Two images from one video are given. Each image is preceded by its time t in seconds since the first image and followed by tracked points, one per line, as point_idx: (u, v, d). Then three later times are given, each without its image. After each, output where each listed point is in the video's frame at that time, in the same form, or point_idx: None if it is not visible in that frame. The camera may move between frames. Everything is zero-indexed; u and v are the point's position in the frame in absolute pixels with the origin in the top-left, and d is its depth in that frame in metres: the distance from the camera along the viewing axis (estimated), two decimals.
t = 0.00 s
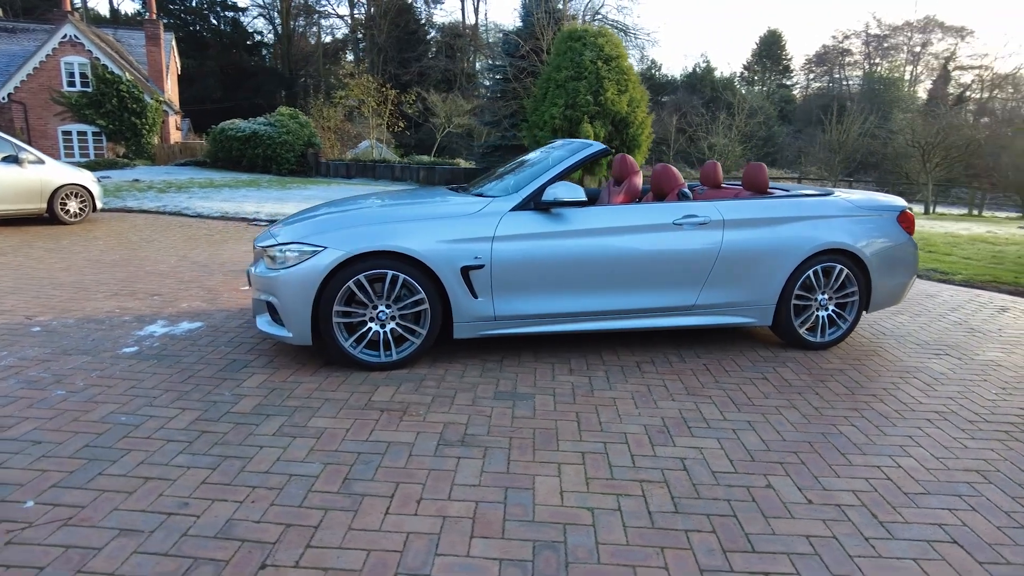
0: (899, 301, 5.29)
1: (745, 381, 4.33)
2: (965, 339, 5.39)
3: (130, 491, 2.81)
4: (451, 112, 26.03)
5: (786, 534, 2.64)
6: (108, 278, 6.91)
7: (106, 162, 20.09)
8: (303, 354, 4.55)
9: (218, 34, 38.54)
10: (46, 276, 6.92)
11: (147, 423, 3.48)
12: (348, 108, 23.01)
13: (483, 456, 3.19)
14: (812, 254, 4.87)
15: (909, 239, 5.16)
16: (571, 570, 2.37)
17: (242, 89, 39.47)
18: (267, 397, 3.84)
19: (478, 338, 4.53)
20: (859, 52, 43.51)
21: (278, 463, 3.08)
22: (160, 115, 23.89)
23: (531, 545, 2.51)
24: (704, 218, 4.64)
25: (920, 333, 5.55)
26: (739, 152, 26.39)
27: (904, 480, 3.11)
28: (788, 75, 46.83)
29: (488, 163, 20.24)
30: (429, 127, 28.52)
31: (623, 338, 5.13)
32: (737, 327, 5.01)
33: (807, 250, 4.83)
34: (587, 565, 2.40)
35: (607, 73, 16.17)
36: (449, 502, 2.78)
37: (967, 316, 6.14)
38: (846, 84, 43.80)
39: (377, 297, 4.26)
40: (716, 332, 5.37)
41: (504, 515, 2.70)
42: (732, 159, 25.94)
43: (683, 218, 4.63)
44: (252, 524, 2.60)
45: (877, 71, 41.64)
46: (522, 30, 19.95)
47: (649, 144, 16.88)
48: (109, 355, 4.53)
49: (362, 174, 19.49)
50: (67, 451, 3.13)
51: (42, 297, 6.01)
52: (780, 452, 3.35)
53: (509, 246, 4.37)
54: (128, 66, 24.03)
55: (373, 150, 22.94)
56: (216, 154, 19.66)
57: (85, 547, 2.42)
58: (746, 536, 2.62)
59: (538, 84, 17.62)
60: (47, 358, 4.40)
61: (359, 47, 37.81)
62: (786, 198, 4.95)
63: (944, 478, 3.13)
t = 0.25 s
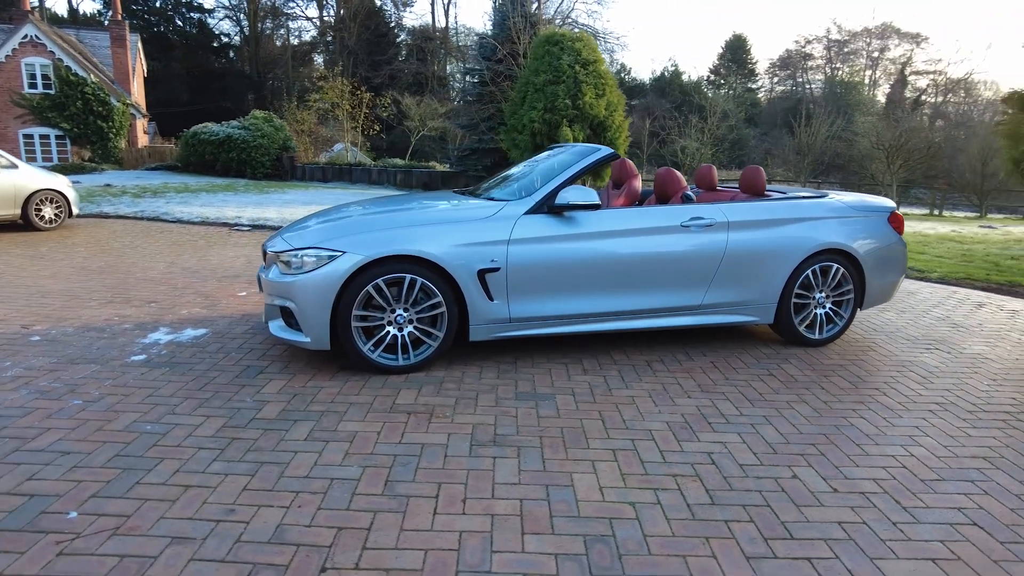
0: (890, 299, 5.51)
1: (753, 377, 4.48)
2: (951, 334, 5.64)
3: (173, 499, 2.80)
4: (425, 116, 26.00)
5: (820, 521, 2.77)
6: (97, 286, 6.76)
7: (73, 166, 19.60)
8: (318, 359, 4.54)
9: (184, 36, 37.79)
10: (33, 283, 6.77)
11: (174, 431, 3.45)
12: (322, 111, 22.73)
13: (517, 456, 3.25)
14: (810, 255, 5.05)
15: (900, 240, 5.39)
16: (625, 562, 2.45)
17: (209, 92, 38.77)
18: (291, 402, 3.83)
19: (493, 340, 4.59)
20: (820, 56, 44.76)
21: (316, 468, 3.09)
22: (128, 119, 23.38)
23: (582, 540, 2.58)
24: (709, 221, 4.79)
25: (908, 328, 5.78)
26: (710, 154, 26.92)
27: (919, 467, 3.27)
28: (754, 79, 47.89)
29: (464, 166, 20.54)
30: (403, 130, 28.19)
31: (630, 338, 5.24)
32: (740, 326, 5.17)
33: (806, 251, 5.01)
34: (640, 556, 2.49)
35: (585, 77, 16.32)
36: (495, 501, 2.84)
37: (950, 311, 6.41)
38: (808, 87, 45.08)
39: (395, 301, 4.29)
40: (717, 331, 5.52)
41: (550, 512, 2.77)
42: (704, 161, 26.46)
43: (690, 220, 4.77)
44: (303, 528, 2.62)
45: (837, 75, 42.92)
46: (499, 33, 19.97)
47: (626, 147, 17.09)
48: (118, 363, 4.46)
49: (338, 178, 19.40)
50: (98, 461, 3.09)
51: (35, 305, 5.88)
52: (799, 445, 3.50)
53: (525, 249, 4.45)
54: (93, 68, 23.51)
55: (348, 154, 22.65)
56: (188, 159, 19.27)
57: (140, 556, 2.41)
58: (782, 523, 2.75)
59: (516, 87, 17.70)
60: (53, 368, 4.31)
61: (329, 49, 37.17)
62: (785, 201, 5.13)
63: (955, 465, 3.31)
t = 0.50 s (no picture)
0: (877, 296, 5.71)
1: (755, 374, 4.62)
2: (935, 329, 5.86)
3: (204, 505, 2.79)
4: (401, 117, 25.87)
5: (837, 509, 2.90)
6: (85, 292, 6.63)
7: (40, 169, 19.10)
8: (326, 363, 4.54)
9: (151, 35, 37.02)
10: (19, 290, 6.62)
11: (193, 437, 3.43)
12: (298, 112, 22.48)
13: (540, 454, 3.32)
14: (804, 254, 5.22)
15: (887, 239, 5.59)
16: (660, 553, 2.54)
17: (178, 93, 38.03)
18: (306, 406, 3.83)
19: (501, 340, 4.64)
20: (787, 60, 45.73)
21: (343, 470, 3.11)
22: (96, 120, 22.86)
23: (615, 533, 2.66)
24: (709, 222, 4.92)
25: (895, 324, 5.99)
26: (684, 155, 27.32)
27: (922, 456, 3.43)
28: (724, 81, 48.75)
29: (445, 167, 20.25)
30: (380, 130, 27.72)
31: (631, 337, 5.34)
32: (738, 324, 5.31)
33: (800, 250, 5.18)
34: (674, 547, 2.57)
35: (565, 79, 16.40)
36: (526, 498, 2.90)
37: (931, 308, 6.65)
38: (775, 89, 46.14)
39: (406, 303, 4.32)
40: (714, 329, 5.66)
41: (581, 508, 2.83)
42: (679, 162, 26.85)
43: (691, 222, 4.90)
44: (341, 530, 2.63)
45: (804, 78, 43.92)
46: (477, 35, 19.94)
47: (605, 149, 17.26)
48: (122, 370, 4.41)
49: (316, 180, 19.28)
50: (122, 470, 3.06)
51: (25, 312, 5.76)
52: (808, 438, 3.63)
53: (533, 251, 4.52)
54: (58, 68, 22.97)
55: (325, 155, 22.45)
56: (162, 161, 18.90)
57: (181, 563, 2.40)
58: (803, 512, 2.86)
59: (496, 89, 17.74)
60: (57, 376, 4.24)
61: (301, 48, 36.50)
62: (779, 202, 5.29)
63: (955, 453, 3.47)
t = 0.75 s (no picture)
0: (868, 290, 5.92)
1: (760, 365, 4.76)
2: (921, 320, 6.10)
3: (245, 503, 2.78)
4: (374, 116, 25.53)
5: (861, 490, 3.03)
6: (74, 295, 6.47)
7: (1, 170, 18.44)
8: (340, 362, 4.54)
9: (113, 32, 36.00)
10: (4, 293, 6.44)
11: (220, 436, 3.41)
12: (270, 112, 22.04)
13: (570, 446, 3.38)
14: (801, 248, 5.39)
15: (877, 234, 5.80)
16: (704, 537, 2.62)
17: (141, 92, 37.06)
18: (328, 404, 3.83)
19: (513, 336, 4.69)
20: (752, 60, 46.69)
21: (379, 465, 3.12)
22: (58, 119, 22.17)
23: (657, 518, 2.74)
24: (712, 218, 5.05)
25: (883, 316, 6.21)
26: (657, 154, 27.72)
27: (930, 439, 3.59)
28: (692, 81, 49.59)
29: (422, 167, 20.17)
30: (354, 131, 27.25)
31: (635, 332, 5.44)
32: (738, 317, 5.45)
33: (797, 245, 5.35)
34: (716, 531, 2.67)
35: (543, 79, 16.47)
36: (565, 488, 2.96)
37: (913, 300, 6.91)
38: (741, 89, 47.12)
39: (422, 301, 4.35)
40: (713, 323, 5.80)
41: (620, 496, 2.91)
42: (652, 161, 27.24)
43: (695, 218, 5.02)
44: (389, 524, 2.65)
45: (768, 79, 44.88)
46: (452, 34, 19.89)
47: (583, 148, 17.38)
48: (132, 372, 4.34)
49: (291, 180, 19.05)
50: (155, 471, 3.03)
51: (16, 316, 5.61)
52: (821, 424, 3.77)
53: (545, 247, 4.58)
54: (18, 67, 22.24)
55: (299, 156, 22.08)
56: (132, 161, 18.41)
57: (235, 561, 2.40)
58: (830, 494, 2.99)
59: (474, 89, 17.72)
60: (65, 380, 4.15)
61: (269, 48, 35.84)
62: (776, 199, 5.45)
63: (960, 435, 3.64)
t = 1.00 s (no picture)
0: (862, 286, 6.09)
1: (766, 361, 4.89)
2: (912, 316, 6.30)
3: (287, 504, 2.80)
4: (355, 115, 25.18)
5: (880, 480, 3.15)
6: (70, 299, 6.37)
7: None
8: (355, 363, 4.55)
9: (82, 29, 35.13)
10: None
11: (249, 439, 3.41)
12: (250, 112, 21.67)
13: (596, 442, 3.46)
14: (800, 247, 5.54)
15: (871, 233, 5.98)
16: (740, 527, 2.72)
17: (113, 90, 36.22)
18: (352, 405, 3.85)
19: (526, 336, 4.76)
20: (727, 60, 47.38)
21: (413, 465, 3.16)
22: (30, 118, 21.61)
23: (693, 510, 2.83)
24: (716, 218, 5.17)
25: (876, 312, 6.40)
26: (637, 154, 27.99)
27: (938, 429, 3.74)
28: (669, 81, 50.25)
29: (404, 167, 20.23)
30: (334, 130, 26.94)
31: (641, 330, 5.54)
32: (740, 314, 5.58)
33: (797, 244, 5.49)
34: (750, 521, 2.77)
35: (528, 79, 16.47)
36: (599, 483, 3.03)
37: (902, 296, 7.13)
38: (716, 89, 47.94)
39: (439, 301, 4.39)
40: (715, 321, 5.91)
41: (653, 490, 3.00)
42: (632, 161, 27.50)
43: (701, 218, 5.14)
44: (434, 521, 2.70)
45: (743, 79, 45.58)
46: (435, 33, 19.80)
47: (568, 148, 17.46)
48: (146, 377, 4.31)
49: (273, 180, 18.86)
50: (190, 475, 3.03)
51: (15, 320, 5.52)
52: (833, 417, 3.90)
53: (558, 248, 4.65)
54: None
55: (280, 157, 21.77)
56: (109, 162, 18.05)
57: (288, 561, 2.42)
58: (852, 483, 3.11)
59: (458, 89, 17.69)
60: (80, 385, 4.11)
61: (244, 46, 35.44)
62: (777, 198, 5.59)
63: (966, 425, 3.80)
